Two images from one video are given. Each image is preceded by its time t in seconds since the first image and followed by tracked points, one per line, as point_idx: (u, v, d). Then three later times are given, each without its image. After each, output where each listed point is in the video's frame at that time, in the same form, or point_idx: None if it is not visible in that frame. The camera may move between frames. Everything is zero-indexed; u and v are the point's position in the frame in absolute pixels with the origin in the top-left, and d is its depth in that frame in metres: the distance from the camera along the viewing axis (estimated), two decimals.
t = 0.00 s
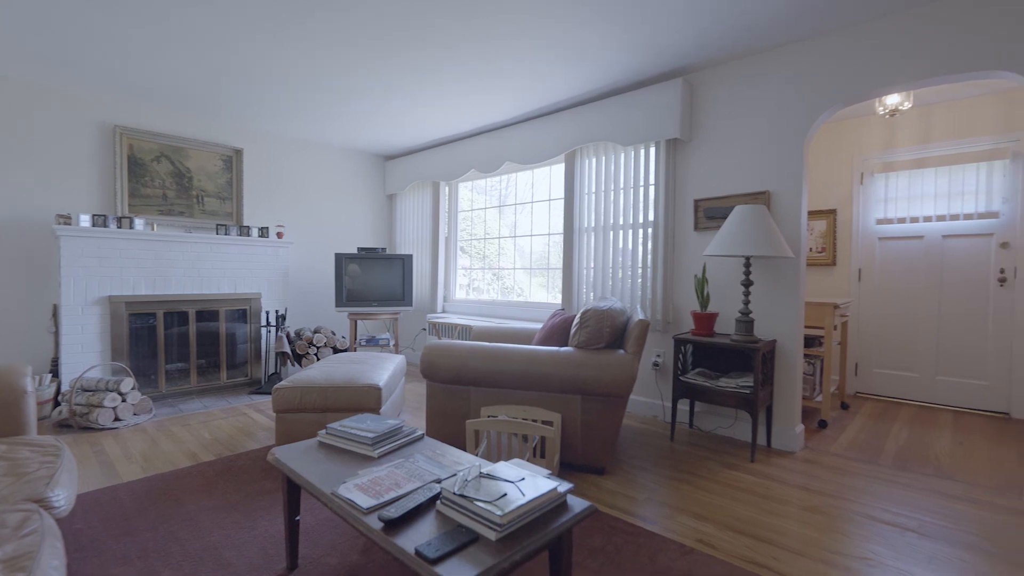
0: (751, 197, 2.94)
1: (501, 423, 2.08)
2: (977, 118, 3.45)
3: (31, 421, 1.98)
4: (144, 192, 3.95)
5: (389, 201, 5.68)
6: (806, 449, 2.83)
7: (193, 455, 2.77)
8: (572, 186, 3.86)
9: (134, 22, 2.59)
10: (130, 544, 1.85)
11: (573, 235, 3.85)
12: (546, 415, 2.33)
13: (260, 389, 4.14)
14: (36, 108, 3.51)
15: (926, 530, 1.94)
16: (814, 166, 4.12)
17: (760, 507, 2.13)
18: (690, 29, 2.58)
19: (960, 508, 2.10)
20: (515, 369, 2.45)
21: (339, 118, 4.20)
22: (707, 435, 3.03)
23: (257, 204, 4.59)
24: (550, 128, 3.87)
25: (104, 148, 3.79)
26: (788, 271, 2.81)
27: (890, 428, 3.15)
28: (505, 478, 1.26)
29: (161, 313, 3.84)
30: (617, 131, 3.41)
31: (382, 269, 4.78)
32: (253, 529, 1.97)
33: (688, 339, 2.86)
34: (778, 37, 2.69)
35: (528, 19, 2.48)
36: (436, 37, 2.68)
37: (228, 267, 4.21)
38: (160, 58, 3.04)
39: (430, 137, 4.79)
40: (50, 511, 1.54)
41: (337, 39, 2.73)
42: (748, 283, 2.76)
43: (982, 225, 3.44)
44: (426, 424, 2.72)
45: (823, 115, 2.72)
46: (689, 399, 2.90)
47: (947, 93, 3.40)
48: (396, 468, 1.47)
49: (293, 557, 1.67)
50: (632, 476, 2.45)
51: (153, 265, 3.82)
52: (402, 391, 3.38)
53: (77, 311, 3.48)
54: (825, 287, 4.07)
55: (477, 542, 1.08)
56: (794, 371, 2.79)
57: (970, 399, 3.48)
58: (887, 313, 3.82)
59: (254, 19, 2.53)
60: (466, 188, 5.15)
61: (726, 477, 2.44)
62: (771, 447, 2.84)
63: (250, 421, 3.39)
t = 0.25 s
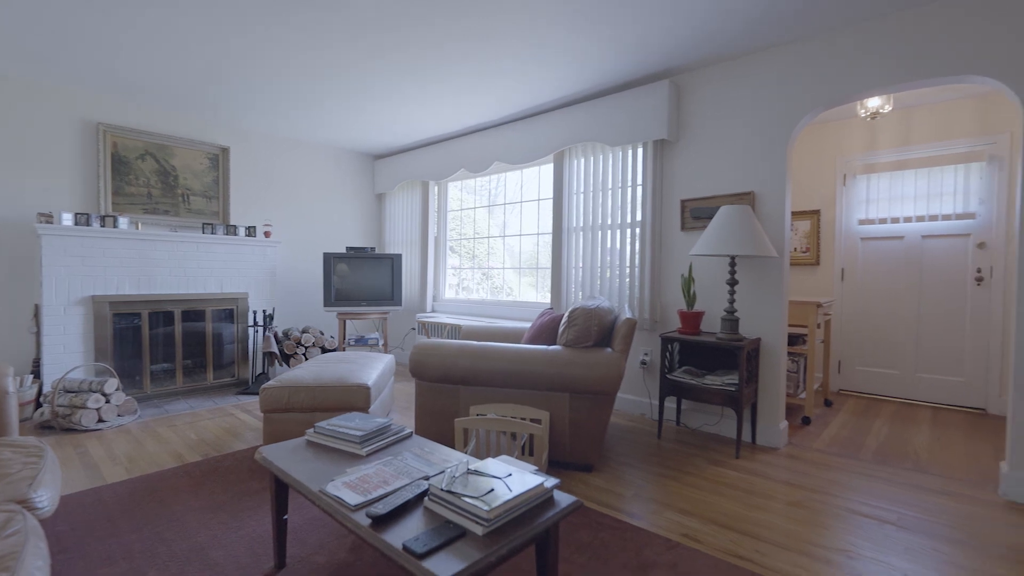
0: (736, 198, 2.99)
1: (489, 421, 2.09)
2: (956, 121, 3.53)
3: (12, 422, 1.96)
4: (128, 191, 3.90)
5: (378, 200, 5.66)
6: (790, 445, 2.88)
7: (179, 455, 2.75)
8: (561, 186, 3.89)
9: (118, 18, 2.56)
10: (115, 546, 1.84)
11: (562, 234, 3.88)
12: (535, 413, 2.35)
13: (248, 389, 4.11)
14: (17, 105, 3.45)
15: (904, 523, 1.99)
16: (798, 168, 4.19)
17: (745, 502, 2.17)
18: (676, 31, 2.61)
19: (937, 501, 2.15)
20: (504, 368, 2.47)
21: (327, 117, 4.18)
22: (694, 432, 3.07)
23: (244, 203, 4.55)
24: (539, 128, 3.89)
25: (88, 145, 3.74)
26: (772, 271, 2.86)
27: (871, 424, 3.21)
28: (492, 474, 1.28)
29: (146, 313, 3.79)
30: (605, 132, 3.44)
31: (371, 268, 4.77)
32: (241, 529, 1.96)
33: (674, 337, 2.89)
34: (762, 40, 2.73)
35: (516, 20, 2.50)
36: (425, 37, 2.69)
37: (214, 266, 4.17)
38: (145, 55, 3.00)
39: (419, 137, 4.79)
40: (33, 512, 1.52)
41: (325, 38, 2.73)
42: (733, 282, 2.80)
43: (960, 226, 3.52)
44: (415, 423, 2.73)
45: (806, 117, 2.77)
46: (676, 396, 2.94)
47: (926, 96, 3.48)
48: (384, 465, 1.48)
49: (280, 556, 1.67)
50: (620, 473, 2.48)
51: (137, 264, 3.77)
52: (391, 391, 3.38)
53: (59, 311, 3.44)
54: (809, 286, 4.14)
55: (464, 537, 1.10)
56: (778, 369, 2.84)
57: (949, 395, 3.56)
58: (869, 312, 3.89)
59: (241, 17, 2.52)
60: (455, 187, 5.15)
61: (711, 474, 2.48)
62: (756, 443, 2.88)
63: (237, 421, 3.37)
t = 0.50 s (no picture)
0: (722, 198, 3.03)
1: (478, 419, 2.10)
2: (935, 124, 3.61)
3: None
4: (112, 189, 3.85)
5: (367, 200, 5.64)
6: (774, 441, 2.93)
7: (165, 456, 2.73)
8: (550, 186, 3.91)
9: (103, 14, 2.53)
10: (100, 547, 1.83)
11: (551, 234, 3.90)
12: (523, 411, 2.36)
13: (235, 390, 4.08)
14: None
15: (883, 516, 2.04)
16: (783, 169, 4.26)
17: (729, 497, 2.21)
18: (664, 33, 2.65)
19: (916, 495, 2.21)
20: (493, 367, 2.48)
21: (316, 116, 4.16)
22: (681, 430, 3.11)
23: (232, 202, 4.52)
24: (528, 128, 3.92)
25: (71, 143, 3.69)
26: (757, 270, 2.90)
27: (853, 420, 3.27)
28: (479, 471, 1.29)
29: (131, 313, 3.75)
30: (594, 133, 3.47)
31: (361, 268, 4.75)
32: (228, 528, 1.96)
33: (662, 336, 2.93)
34: (747, 43, 2.78)
35: (505, 21, 2.51)
36: (414, 36, 2.69)
37: (201, 266, 4.14)
38: (130, 51, 2.97)
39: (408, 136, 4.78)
40: (16, 513, 1.51)
41: (313, 36, 2.72)
42: (719, 281, 2.84)
43: (939, 226, 3.60)
44: (404, 422, 2.73)
45: (790, 119, 2.82)
46: (663, 394, 2.97)
47: (907, 100, 3.55)
48: (372, 463, 1.48)
49: (268, 555, 1.67)
50: (607, 470, 2.50)
51: (122, 264, 3.73)
52: (380, 390, 3.38)
53: (41, 311, 3.39)
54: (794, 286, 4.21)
55: (451, 532, 1.11)
56: (763, 366, 2.88)
57: (928, 392, 3.64)
58: (852, 311, 3.97)
59: (228, 14, 2.50)
60: (445, 187, 5.16)
61: (697, 470, 2.52)
62: (741, 440, 2.93)
63: (225, 421, 3.35)
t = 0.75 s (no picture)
0: (708, 198, 3.07)
1: (466, 418, 2.12)
2: (916, 127, 3.69)
3: None
4: (96, 187, 3.81)
5: (356, 199, 5.62)
6: (759, 438, 2.98)
7: (151, 458, 2.70)
8: (539, 186, 3.93)
9: (86, 10, 2.50)
10: (84, 548, 1.81)
11: (540, 234, 3.92)
12: (512, 410, 2.38)
13: (222, 390, 4.05)
14: None
15: (863, 509, 2.08)
16: (768, 170, 4.32)
17: (714, 493, 2.24)
18: (650, 36, 2.68)
19: (895, 489, 2.26)
20: (481, 366, 2.49)
21: (304, 115, 4.14)
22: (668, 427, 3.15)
23: (218, 201, 4.48)
24: (517, 129, 3.93)
25: (53, 141, 3.64)
26: (742, 270, 2.95)
27: (836, 417, 3.34)
28: (466, 467, 1.30)
29: (116, 313, 3.70)
30: (582, 133, 3.50)
31: (350, 267, 4.74)
32: (215, 529, 1.95)
33: (649, 335, 2.96)
34: (732, 46, 2.82)
35: (494, 21, 2.53)
36: (402, 36, 2.70)
37: (187, 265, 4.10)
38: (115, 48, 2.94)
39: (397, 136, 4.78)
40: None
41: (301, 34, 2.71)
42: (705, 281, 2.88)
43: (919, 227, 3.68)
44: (393, 422, 2.74)
45: (774, 120, 2.86)
46: (651, 392, 3.01)
47: (888, 103, 3.62)
48: (360, 461, 1.49)
49: (255, 554, 1.66)
50: (595, 467, 2.53)
51: (106, 263, 3.69)
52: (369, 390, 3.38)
53: (23, 311, 3.34)
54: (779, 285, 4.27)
55: (437, 528, 1.12)
56: (748, 364, 2.93)
57: (909, 389, 3.72)
58: (835, 310, 4.04)
59: (215, 12, 2.49)
60: (435, 187, 5.16)
61: (684, 467, 2.55)
62: (727, 437, 2.97)
63: (212, 422, 3.33)
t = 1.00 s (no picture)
0: (695, 199, 3.11)
1: (455, 416, 2.13)
2: (898, 130, 3.76)
3: None
4: (80, 186, 3.76)
5: (346, 199, 5.61)
6: (744, 435, 3.02)
7: (137, 459, 2.68)
8: (528, 187, 3.96)
9: (70, 7, 2.48)
10: (69, 550, 1.80)
11: (530, 234, 3.94)
12: (501, 409, 2.40)
13: (210, 391, 4.02)
14: None
15: (844, 504, 2.13)
16: (754, 171, 4.38)
17: (700, 489, 2.28)
18: (638, 38, 2.71)
19: (876, 484, 2.31)
20: (471, 365, 2.51)
21: (293, 114, 4.12)
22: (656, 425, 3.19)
23: (206, 200, 4.44)
24: (506, 129, 3.95)
25: (37, 138, 3.59)
26: (728, 269, 2.99)
27: (820, 414, 3.39)
28: (453, 465, 1.32)
29: (101, 313, 3.66)
30: (571, 134, 3.52)
31: (339, 267, 4.73)
32: (203, 529, 1.94)
33: (637, 334, 3.00)
34: (718, 49, 2.86)
35: (483, 21, 2.54)
36: (392, 35, 2.70)
37: (174, 265, 4.07)
38: (100, 45, 2.91)
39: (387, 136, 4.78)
40: None
41: (290, 33, 2.70)
42: (692, 281, 2.92)
43: (901, 228, 3.76)
44: (382, 421, 2.74)
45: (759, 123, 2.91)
46: (639, 391, 3.04)
47: (870, 106, 3.69)
48: (348, 460, 1.50)
49: (244, 553, 1.67)
50: (583, 465, 2.55)
51: (92, 263, 3.65)
52: (358, 390, 3.38)
53: (6, 311, 3.29)
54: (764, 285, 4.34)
55: (424, 524, 1.14)
56: (734, 363, 2.98)
57: (891, 386, 3.79)
58: (820, 309, 4.10)
59: (202, 10, 2.48)
60: (425, 186, 5.17)
61: (671, 464, 2.58)
62: (714, 435, 3.01)
63: (199, 423, 3.30)
